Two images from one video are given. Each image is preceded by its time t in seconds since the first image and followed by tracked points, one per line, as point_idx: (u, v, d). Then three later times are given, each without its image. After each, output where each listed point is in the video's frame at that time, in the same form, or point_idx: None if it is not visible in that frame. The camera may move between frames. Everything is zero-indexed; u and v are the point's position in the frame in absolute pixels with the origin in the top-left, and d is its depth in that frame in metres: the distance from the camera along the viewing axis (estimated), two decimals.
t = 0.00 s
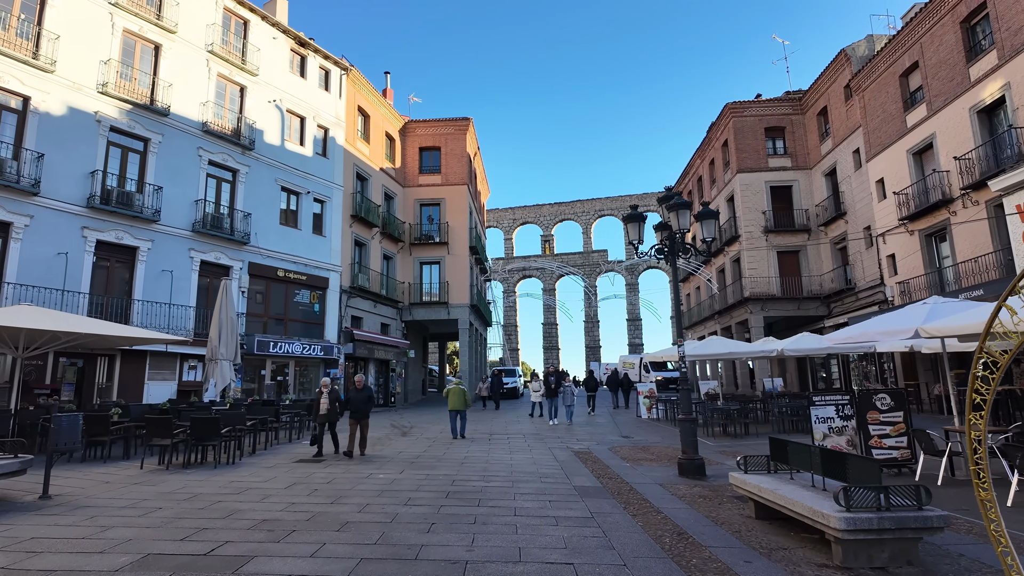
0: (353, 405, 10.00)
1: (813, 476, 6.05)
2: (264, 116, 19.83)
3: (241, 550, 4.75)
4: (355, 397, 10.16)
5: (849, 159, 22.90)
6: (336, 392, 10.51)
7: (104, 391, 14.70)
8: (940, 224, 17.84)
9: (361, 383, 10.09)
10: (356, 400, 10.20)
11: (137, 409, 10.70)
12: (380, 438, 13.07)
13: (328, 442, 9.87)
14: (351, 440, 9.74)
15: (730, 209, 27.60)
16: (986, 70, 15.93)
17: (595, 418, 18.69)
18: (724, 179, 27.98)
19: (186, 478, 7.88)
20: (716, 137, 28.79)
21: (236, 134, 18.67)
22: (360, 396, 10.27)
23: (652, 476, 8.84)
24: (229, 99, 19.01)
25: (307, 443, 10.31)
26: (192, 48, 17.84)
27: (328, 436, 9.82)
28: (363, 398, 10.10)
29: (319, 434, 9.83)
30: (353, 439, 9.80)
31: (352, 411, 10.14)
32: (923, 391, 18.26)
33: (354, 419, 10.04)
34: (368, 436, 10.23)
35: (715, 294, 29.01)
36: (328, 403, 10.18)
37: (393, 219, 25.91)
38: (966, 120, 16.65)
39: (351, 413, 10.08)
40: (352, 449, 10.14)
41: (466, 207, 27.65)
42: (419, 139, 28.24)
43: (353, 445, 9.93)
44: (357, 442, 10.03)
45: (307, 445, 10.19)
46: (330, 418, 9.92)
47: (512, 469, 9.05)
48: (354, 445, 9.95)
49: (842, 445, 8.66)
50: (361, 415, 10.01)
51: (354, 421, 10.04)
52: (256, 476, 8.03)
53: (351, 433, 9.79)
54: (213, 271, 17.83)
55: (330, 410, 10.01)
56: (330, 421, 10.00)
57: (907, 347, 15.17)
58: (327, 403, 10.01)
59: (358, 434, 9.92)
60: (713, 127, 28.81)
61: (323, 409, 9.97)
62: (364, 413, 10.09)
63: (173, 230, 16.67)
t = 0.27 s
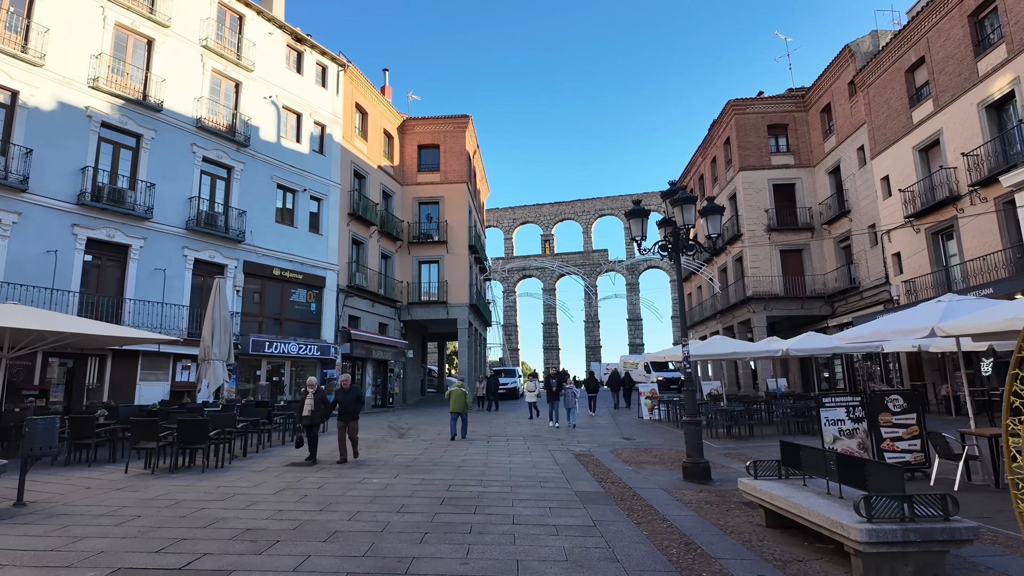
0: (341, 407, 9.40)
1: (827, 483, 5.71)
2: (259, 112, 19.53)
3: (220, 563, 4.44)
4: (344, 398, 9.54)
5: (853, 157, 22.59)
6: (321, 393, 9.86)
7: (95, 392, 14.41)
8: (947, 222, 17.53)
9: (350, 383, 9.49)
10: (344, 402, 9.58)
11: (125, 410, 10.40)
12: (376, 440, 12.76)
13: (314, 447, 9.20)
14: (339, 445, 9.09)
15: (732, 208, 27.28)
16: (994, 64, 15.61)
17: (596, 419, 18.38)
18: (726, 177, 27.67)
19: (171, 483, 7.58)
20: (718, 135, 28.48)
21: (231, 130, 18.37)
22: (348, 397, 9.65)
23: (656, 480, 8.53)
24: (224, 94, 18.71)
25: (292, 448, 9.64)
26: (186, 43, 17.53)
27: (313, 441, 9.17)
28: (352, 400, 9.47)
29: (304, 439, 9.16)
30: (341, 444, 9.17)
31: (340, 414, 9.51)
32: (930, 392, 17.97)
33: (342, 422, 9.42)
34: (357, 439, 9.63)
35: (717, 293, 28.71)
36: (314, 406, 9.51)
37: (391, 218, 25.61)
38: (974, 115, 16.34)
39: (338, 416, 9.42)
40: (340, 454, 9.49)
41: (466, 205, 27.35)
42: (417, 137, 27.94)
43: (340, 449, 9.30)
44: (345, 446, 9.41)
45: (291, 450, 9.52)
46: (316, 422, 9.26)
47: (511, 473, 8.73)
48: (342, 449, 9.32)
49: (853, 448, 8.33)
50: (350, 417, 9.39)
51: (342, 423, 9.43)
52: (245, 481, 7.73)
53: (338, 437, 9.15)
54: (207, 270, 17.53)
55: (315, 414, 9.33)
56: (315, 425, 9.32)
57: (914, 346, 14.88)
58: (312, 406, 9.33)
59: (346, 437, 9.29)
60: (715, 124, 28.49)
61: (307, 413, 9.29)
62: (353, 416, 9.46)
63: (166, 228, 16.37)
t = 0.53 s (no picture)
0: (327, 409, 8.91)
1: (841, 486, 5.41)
2: (254, 107, 19.23)
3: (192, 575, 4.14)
4: (328, 399, 9.00)
5: (857, 153, 22.29)
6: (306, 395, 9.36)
7: (84, 392, 14.10)
8: (953, 219, 17.23)
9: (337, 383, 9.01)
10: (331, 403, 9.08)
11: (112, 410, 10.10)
12: (371, 441, 12.44)
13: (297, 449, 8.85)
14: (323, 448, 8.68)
15: (734, 206, 26.97)
16: (1002, 57, 15.32)
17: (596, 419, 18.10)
18: (727, 174, 27.37)
19: (153, 487, 7.27)
20: (719, 132, 28.18)
21: (225, 126, 18.06)
22: (333, 398, 9.15)
23: (658, 483, 8.22)
24: (218, 89, 18.41)
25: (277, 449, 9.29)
26: (179, 36, 17.24)
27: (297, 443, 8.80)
28: (338, 402, 8.96)
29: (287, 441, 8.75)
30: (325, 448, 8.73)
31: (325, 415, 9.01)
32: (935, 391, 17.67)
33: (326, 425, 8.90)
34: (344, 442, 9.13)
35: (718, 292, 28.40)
36: (299, 407, 8.98)
37: (389, 216, 25.30)
38: (981, 109, 16.05)
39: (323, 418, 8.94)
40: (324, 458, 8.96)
41: (464, 203, 27.05)
42: (415, 134, 27.63)
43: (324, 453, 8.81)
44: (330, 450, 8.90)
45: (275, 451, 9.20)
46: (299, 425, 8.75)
47: (507, 475, 8.43)
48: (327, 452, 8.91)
49: (863, 449, 8.05)
50: (334, 421, 8.89)
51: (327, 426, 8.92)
52: (231, 484, 7.43)
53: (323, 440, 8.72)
54: (201, 268, 17.22)
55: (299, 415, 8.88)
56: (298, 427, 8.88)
57: (920, 344, 14.61)
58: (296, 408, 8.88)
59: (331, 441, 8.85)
60: (716, 121, 28.20)
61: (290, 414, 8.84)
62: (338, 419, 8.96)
63: (158, 225, 16.06)
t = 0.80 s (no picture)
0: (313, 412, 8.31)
1: (861, 495, 5.09)
2: (250, 103, 18.92)
3: None
4: (314, 402, 8.41)
5: (862, 151, 21.96)
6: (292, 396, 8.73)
7: (75, 393, 13.78)
8: (962, 217, 16.89)
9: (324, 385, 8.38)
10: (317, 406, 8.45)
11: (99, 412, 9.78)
12: (367, 444, 12.12)
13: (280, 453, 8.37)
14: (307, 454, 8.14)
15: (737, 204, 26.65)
16: (1013, 51, 14.98)
17: (597, 421, 17.79)
18: (730, 173, 27.05)
19: (136, 494, 6.93)
20: (721, 130, 27.86)
21: (220, 122, 17.74)
22: (320, 401, 8.51)
23: (663, 489, 7.90)
24: (213, 85, 18.09)
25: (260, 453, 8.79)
26: (172, 31, 16.92)
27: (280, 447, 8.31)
28: (325, 405, 8.37)
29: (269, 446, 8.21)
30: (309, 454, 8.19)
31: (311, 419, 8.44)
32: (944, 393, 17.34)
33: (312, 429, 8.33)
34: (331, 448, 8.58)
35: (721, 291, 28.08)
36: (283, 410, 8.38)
37: (387, 214, 24.97)
38: (991, 105, 15.72)
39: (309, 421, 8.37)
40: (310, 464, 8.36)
41: (464, 202, 26.72)
42: (414, 132, 27.31)
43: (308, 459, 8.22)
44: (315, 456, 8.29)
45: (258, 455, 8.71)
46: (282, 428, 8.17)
47: (507, 480, 8.10)
48: (313, 457, 8.40)
49: (877, 454, 7.72)
50: (321, 425, 8.32)
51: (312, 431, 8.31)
52: (218, 491, 7.10)
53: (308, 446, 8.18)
54: (195, 266, 16.90)
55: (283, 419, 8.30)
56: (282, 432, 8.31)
57: (929, 344, 14.31)
58: (280, 411, 8.29)
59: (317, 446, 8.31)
60: (719, 119, 27.87)
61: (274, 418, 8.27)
62: (325, 423, 8.38)
63: (151, 223, 15.75)
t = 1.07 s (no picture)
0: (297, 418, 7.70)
1: (886, 502, 4.78)
2: (246, 98, 18.62)
3: None
4: (298, 404, 7.87)
5: (869, 147, 21.63)
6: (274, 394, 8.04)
7: (67, 392, 13.47)
8: (972, 213, 16.56)
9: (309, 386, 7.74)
10: (301, 409, 7.80)
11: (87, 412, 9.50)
12: (365, 445, 11.80)
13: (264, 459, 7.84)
14: (290, 459, 7.51)
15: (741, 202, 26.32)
16: None
17: (600, 421, 17.49)
18: (734, 170, 26.70)
19: (119, 498, 6.61)
20: (725, 126, 27.52)
21: (216, 117, 17.46)
22: (305, 403, 7.85)
23: (671, 493, 7.58)
24: (209, 79, 17.79)
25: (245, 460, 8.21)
26: (168, 23, 16.61)
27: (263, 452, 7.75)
28: (310, 408, 7.85)
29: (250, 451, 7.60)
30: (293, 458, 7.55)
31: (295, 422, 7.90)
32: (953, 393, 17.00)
33: (297, 434, 7.80)
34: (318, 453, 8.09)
35: (725, 290, 27.77)
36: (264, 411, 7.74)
37: (387, 211, 24.66)
38: (1003, 99, 15.38)
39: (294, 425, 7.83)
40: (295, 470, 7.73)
41: (464, 199, 26.40)
42: (414, 128, 26.99)
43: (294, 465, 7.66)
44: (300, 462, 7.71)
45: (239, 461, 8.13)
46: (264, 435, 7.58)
47: (508, 484, 7.78)
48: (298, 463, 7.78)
49: (896, 457, 7.39)
50: (307, 429, 7.80)
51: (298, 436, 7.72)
52: (206, 495, 6.78)
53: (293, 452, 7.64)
54: (190, 263, 16.61)
55: (266, 422, 7.71)
56: (265, 436, 7.73)
57: (939, 343, 13.99)
58: (261, 413, 7.70)
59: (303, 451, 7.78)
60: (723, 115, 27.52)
61: (254, 421, 7.65)
62: (311, 428, 7.86)
63: (145, 219, 15.45)
